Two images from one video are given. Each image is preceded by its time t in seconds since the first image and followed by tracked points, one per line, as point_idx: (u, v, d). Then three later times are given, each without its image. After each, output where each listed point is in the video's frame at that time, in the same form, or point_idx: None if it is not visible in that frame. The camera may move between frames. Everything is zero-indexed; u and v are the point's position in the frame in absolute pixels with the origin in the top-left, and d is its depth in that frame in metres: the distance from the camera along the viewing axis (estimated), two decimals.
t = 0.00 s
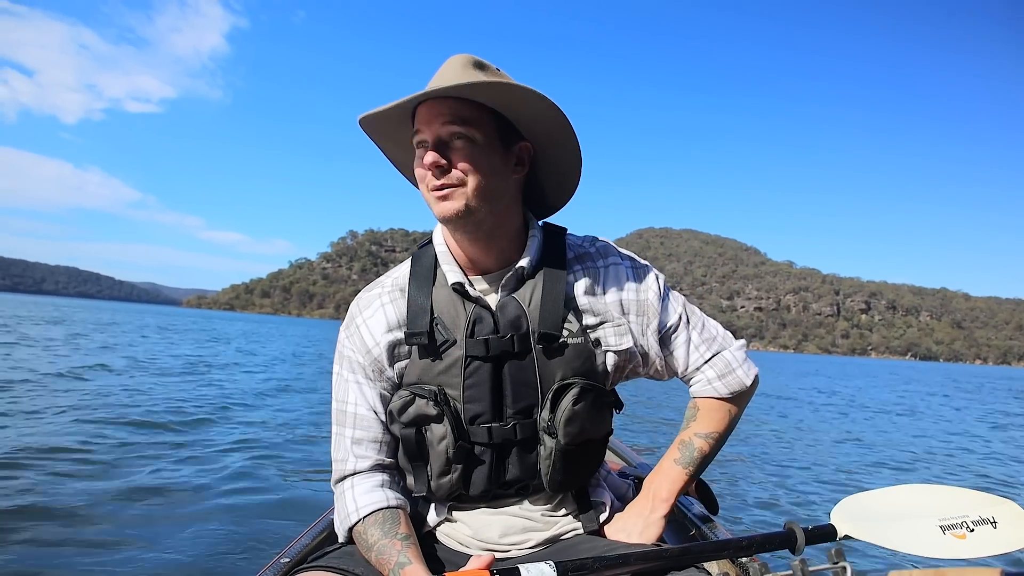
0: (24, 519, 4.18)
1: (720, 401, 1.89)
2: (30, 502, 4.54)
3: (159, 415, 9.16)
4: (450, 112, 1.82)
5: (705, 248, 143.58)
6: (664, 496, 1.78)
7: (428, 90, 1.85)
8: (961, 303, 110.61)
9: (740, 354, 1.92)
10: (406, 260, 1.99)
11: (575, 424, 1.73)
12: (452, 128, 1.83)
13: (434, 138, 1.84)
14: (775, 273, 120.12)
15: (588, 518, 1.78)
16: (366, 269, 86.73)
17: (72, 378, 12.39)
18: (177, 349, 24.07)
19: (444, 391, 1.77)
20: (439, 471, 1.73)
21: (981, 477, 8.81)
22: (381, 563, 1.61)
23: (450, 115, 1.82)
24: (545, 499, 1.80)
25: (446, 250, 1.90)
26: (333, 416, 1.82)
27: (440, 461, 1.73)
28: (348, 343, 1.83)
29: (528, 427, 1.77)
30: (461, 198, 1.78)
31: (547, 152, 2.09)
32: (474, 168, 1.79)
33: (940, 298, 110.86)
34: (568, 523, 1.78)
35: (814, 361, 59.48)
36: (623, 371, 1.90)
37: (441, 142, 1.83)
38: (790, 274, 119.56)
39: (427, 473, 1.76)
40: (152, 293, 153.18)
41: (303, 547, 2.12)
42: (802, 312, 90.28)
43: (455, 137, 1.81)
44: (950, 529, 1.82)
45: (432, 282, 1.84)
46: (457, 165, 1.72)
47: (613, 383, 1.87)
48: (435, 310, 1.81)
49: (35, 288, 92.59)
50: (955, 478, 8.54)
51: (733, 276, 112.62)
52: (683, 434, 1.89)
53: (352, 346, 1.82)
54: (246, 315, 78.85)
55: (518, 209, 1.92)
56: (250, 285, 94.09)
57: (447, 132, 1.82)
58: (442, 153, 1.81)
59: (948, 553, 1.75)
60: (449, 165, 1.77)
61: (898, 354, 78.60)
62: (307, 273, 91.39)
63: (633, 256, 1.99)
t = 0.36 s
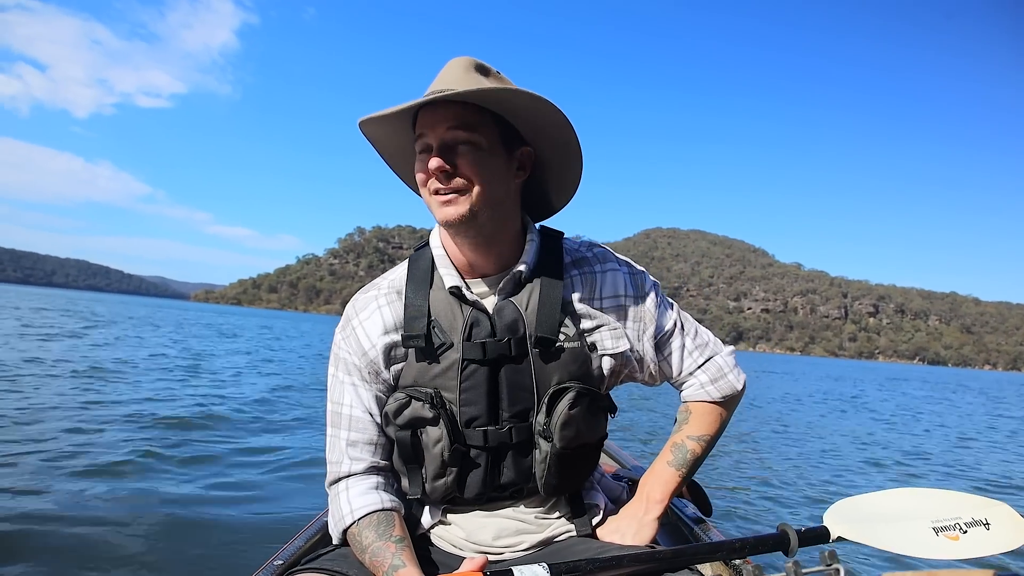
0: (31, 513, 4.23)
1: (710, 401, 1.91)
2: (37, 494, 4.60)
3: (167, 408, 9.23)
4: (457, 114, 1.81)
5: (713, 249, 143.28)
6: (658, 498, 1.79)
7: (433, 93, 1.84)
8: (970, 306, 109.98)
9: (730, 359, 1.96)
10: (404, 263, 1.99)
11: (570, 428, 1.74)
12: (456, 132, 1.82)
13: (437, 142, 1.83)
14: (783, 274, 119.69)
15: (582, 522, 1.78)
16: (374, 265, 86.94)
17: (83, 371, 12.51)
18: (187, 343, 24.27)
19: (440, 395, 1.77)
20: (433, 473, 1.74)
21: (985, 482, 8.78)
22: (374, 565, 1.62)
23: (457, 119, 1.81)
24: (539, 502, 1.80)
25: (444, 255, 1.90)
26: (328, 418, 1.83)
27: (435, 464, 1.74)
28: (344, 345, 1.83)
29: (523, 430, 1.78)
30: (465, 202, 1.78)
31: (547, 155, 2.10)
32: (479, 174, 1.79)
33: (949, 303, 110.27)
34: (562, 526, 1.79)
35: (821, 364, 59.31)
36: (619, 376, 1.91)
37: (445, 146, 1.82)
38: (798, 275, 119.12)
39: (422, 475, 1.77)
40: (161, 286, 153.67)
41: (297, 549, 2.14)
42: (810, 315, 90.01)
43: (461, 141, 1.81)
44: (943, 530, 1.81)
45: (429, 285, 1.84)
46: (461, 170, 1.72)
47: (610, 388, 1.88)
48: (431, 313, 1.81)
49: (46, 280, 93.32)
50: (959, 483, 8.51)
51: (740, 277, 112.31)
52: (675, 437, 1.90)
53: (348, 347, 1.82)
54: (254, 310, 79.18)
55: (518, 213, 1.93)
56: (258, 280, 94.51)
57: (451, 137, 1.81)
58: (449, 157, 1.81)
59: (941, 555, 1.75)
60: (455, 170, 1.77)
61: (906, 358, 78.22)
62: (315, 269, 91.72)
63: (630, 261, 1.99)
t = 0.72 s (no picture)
0: (42, 504, 4.29)
1: (711, 391, 1.91)
2: (49, 485, 4.66)
3: (178, 401, 9.32)
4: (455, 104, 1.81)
5: (724, 238, 142.53)
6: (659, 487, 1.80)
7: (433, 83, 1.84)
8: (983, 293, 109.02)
9: (730, 349, 1.96)
10: (404, 252, 1.99)
11: (570, 418, 1.74)
12: (454, 122, 1.83)
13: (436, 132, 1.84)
14: (795, 263, 118.96)
15: (581, 512, 1.79)
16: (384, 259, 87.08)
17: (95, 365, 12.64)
18: (199, 337, 24.45)
19: (441, 384, 1.78)
20: (433, 462, 1.75)
21: (996, 470, 8.75)
22: (375, 554, 1.63)
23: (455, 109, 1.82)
24: (538, 491, 1.81)
25: (444, 245, 1.90)
26: (329, 407, 1.84)
27: (435, 454, 1.74)
28: (345, 335, 1.84)
29: (523, 420, 1.78)
30: (462, 191, 1.78)
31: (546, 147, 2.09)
32: (477, 163, 1.79)
33: (963, 291, 109.22)
34: (561, 515, 1.80)
35: (834, 353, 59.06)
36: (620, 366, 1.91)
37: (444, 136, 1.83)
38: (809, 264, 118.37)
39: (422, 465, 1.78)
40: (173, 281, 154.74)
41: (298, 537, 2.16)
42: (821, 303, 89.50)
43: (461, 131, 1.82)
44: (943, 518, 1.81)
45: (429, 275, 1.84)
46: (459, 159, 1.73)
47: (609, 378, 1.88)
48: (432, 303, 1.82)
49: (59, 277, 94.14)
50: (969, 471, 8.49)
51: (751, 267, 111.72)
52: (675, 426, 1.90)
53: (349, 337, 1.83)
54: (265, 304, 79.55)
55: (517, 204, 1.93)
56: (269, 275, 94.90)
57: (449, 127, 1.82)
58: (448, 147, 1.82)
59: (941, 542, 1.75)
60: (454, 160, 1.78)
61: (919, 346, 77.68)
62: (325, 263, 92.06)
63: (630, 252, 1.99)
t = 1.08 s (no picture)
0: (58, 516, 4.32)
1: (718, 384, 1.90)
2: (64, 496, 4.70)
3: (192, 410, 9.38)
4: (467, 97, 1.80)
5: (735, 235, 141.78)
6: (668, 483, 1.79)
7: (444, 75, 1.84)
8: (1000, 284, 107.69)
9: (737, 342, 1.95)
10: (412, 246, 1.99)
11: (579, 410, 1.74)
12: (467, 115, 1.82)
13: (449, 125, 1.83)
14: (808, 258, 118.07)
15: (591, 505, 1.79)
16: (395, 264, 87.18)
17: (110, 376, 12.73)
18: (212, 346, 24.57)
19: (450, 377, 1.78)
20: (443, 456, 1.75)
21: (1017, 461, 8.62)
22: (385, 549, 1.64)
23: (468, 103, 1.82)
24: (548, 483, 1.81)
25: (451, 238, 1.89)
26: (339, 401, 1.85)
27: (445, 447, 1.74)
28: (353, 329, 1.84)
29: (533, 412, 1.78)
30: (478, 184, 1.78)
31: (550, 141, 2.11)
32: (490, 156, 1.80)
33: (980, 281, 107.90)
34: (571, 508, 1.79)
35: (850, 348, 58.54)
36: (627, 359, 1.90)
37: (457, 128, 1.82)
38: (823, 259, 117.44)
39: (432, 459, 1.78)
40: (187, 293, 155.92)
41: (308, 532, 2.17)
42: (836, 298, 88.78)
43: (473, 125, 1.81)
44: (954, 513, 1.79)
45: (436, 268, 1.84)
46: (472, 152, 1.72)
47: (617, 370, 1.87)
48: (439, 296, 1.82)
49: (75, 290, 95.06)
50: (988, 463, 8.38)
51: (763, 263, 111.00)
52: (683, 420, 1.90)
53: (358, 331, 1.83)
54: (279, 312, 79.88)
55: (525, 197, 1.93)
56: (282, 283, 95.41)
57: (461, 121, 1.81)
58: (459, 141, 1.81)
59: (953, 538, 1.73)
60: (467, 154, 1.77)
61: (936, 339, 76.81)
62: (337, 270, 92.29)
63: (635, 244, 1.98)
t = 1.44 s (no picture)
0: (58, 526, 4.32)
1: (719, 395, 1.90)
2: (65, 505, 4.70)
3: (193, 420, 9.38)
4: (499, 108, 1.77)
5: (739, 246, 141.38)
6: (669, 495, 1.79)
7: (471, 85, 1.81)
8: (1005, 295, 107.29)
9: (740, 352, 1.94)
10: (416, 255, 2.00)
11: (584, 421, 1.74)
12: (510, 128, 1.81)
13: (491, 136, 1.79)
14: (812, 268, 117.88)
15: (592, 516, 1.79)
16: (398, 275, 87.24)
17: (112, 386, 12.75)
18: (215, 355, 24.56)
19: (454, 387, 1.78)
20: (446, 467, 1.75)
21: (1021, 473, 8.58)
22: (385, 559, 1.64)
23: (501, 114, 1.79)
24: (550, 494, 1.80)
25: (455, 248, 1.89)
26: (341, 412, 1.85)
27: (448, 458, 1.74)
28: (357, 339, 1.85)
29: (537, 423, 1.78)
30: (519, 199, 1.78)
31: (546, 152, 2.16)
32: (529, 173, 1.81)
33: (984, 292, 107.55)
34: (573, 519, 1.79)
35: (856, 358, 58.29)
36: (630, 368, 1.91)
37: (498, 139, 1.79)
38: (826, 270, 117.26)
39: (435, 470, 1.78)
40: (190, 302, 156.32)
41: (307, 542, 2.17)
42: (840, 309, 88.54)
43: (505, 138, 1.79)
44: (954, 524, 1.80)
45: (441, 278, 1.85)
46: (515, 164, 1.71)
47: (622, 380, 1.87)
48: (443, 306, 1.82)
49: (79, 300, 95.26)
50: (993, 475, 8.34)
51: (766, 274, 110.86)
52: (685, 431, 1.90)
53: (362, 341, 1.84)
54: (282, 322, 79.90)
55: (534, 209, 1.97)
56: (285, 293, 95.56)
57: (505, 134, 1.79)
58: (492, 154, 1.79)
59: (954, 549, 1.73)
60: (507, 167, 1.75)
61: (941, 350, 76.50)
62: (341, 280, 92.35)
63: (637, 253, 1.99)
